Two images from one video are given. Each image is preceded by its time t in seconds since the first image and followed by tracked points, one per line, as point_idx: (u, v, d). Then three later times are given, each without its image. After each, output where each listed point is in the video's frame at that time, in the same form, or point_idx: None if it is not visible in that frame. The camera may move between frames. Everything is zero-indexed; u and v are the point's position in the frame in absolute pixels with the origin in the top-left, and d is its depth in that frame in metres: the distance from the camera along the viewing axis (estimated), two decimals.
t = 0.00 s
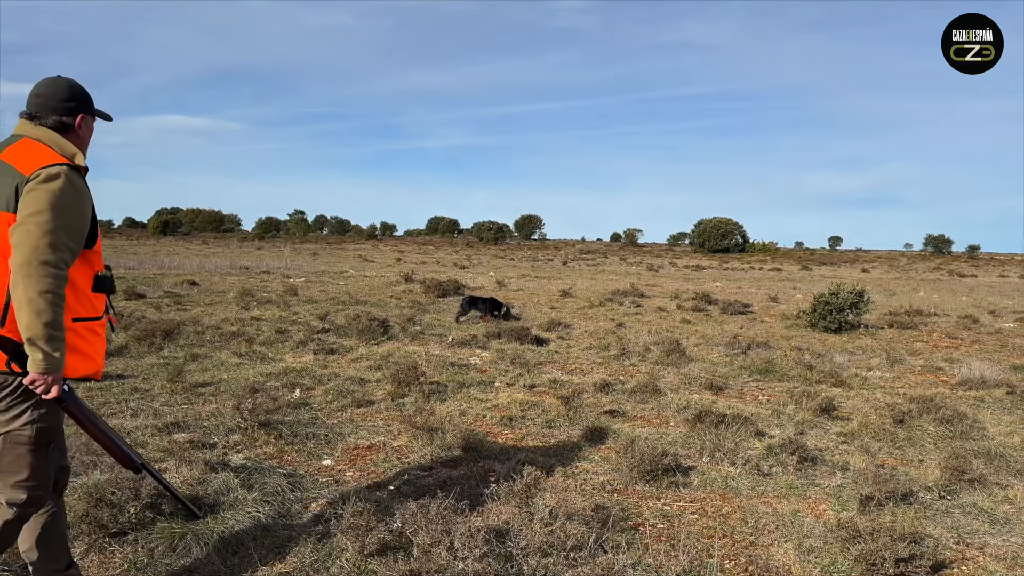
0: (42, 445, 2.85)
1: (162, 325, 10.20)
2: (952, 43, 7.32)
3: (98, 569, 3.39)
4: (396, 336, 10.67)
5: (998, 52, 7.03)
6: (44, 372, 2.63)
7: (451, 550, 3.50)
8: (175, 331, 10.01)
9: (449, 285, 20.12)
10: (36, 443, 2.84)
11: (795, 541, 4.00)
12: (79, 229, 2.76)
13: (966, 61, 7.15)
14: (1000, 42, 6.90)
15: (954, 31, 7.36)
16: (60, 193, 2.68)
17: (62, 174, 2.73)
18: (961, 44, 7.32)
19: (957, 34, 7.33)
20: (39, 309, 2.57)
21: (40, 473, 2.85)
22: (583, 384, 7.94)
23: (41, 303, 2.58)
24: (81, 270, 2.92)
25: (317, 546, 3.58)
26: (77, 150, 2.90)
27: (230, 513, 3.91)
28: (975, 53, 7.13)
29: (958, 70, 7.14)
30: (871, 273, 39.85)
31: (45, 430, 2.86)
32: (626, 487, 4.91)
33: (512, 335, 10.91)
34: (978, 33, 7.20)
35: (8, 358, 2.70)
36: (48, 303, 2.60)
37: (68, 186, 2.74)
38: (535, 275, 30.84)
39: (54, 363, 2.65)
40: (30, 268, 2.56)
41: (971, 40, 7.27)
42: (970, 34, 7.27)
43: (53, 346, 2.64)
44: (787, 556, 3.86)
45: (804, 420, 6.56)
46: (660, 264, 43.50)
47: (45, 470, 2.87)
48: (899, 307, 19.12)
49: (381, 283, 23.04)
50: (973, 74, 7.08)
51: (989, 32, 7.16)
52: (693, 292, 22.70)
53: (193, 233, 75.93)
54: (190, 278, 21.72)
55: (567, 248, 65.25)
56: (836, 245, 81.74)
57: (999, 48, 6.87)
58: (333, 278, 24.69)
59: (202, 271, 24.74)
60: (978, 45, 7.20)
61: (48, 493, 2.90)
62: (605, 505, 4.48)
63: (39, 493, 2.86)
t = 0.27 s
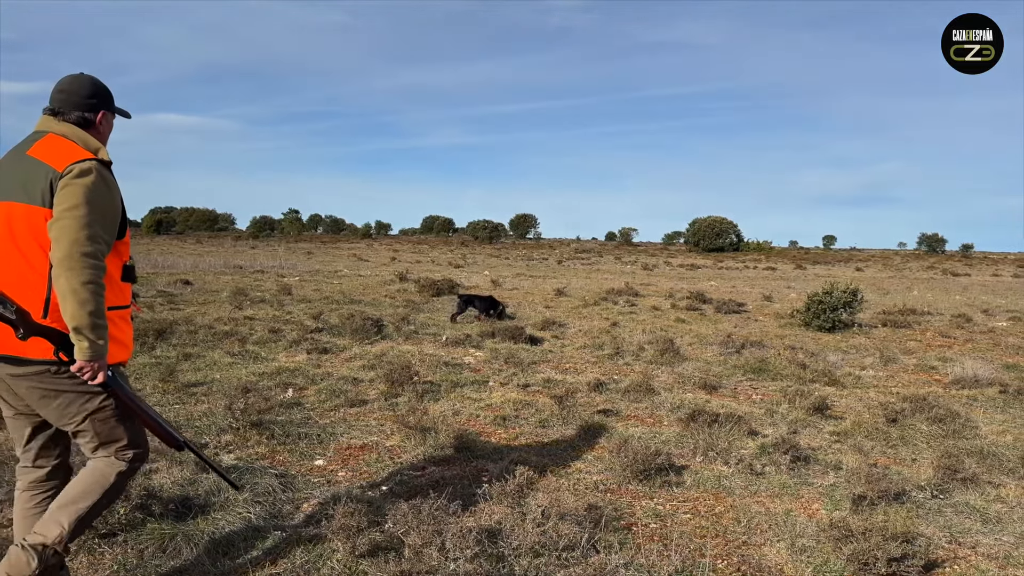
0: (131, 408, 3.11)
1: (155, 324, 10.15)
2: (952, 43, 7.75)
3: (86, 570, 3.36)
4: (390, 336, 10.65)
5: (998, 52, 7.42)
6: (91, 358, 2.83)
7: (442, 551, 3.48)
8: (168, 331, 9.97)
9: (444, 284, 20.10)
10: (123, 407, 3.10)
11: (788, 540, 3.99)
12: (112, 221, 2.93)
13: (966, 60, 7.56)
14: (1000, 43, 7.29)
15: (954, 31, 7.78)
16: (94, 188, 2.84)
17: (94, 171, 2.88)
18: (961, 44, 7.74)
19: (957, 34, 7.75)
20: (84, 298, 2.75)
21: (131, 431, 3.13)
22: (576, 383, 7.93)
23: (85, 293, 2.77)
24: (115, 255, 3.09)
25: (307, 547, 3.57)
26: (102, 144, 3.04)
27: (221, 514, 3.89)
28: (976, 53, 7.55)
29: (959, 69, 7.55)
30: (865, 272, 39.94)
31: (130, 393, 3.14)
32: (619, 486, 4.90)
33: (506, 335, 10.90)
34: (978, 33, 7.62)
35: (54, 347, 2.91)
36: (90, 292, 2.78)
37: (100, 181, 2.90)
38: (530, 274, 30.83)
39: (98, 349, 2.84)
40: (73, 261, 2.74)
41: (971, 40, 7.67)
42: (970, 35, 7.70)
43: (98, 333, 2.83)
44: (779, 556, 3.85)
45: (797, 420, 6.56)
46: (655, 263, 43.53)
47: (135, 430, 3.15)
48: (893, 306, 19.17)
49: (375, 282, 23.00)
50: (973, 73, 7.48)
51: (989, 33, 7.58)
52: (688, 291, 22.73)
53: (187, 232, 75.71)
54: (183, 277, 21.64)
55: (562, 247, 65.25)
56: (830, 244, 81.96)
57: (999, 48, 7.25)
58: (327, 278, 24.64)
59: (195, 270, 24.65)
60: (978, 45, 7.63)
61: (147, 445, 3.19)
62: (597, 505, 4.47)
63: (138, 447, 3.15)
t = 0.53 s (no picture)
0: (146, 397, 3.13)
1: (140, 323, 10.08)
2: (953, 43, 7.90)
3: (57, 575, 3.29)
4: (379, 335, 10.60)
5: (998, 52, 7.55)
6: (111, 356, 2.86)
7: (420, 554, 3.42)
8: (153, 331, 9.90)
9: (435, 283, 20.06)
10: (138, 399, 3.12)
11: (772, 541, 3.96)
12: (123, 220, 2.96)
13: (966, 60, 7.71)
14: (1000, 43, 7.44)
15: (954, 31, 7.91)
16: (106, 188, 2.86)
17: (105, 171, 2.91)
18: (961, 44, 7.89)
19: (958, 35, 7.89)
20: (103, 297, 2.79)
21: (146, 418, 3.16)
22: (564, 383, 7.89)
23: (104, 292, 2.80)
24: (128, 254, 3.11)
25: (283, 551, 3.52)
26: (108, 144, 3.07)
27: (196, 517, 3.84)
28: (976, 53, 7.69)
29: (961, 68, 7.67)
30: (857, 271, 40.05)
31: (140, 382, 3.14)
32: (603, 486, 4.86)
33: (495, 333, 10.86)
34: (978, 34, 7.76)
35: (77, 346, 2.88)
36: (109, 290, 2.81)
37: (110, 180, 2.92)
38: (522, 273, 30.81)
39: (116, 347, 2.87)
40: (92, 262, 2.77)
41: (971, 40, 7.82)
42: (970, 35, 7.84)
43: (116, 331, 2.86)
44: (763, 557, 3.82)
45: (785, 419, 6.54)
46: (647, 261, 43.56)
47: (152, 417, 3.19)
48: (883, 305, 19.23)
49: (366, 281, 22.95)
50: (973, 72, 7.60)
51: (989, 33, 7.72)
52: (680, 290, 22.74)
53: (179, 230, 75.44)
54: (173, 276, 21.54)
55: (555, 246, 65.25)
56: (823, 243, 82.30)
57: (999, 47, 7.39)
58: (319, 276, 24.57)
59: (186, 268, 24.54)
60: (978, 45, 7.75)
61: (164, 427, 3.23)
62: (581, 506, 4.44)
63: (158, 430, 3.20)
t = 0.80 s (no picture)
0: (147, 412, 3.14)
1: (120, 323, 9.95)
2: (953, 43, 7.97)
3: None
4: (363, 334, 10.49)
5: (998, 52, 7.61)
6: (128, 368, 2.87)
7: (385, 562, 3.33)
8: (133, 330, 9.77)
9: (424, 281, 19.95)
10: (139, 413, 3.12)
11: (750, 545, 3.88)
12: (141, 234, 2.99)
13: (966, 59, 7.79)
14: (1000, 43, 7.50)
15: (954, 31, 7.96)
16: (129, 203, 2.91)
17: (127, 185, 2.95)
18: (961, 44, 7.97)
19: (958, 35, 7.96)
20: (125, 309, 2.81)
21: (146, 432, 3.16)
22: (548, 382, 7.81)
23: (125, 304, 2.83)
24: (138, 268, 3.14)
25: (245, 558, 3.44)
26: (118, 156, 3.11)
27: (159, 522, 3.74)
28: (976, 53, 7.76)
29: (963, 68, 7.72)
30: (848, 269, 40.11)
31: (142, 397, 3.14)
32: (582, 489, 4.77)
33: (481, 332, 10.77)
34: (979, 34, 7.83)
35: (95, 359, 2.87)
36: (129, 303, 2.84)
37: (130, 195, 2.96)
38: (512, 271, 30.74)
39: (133, 360, 2.88)
40: (115, 274, 2.79)
41: (971, 41, 7.89)
42: (971, 36, 7.91)
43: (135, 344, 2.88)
44: (741, 561, 3.75)
45: (769, 418, 6.47)
46: (639, 259, 43.53)
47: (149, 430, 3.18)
48: (872, 303, 19.22)
49: (355, 279, 22.81)
50: (974, 72, 7.67)
51: (990, 33, 7.79)
52: (670, 288, 22.69)
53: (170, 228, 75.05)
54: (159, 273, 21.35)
55: (547, 244, 65.19)
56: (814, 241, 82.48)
57: (999, 47, 7.46)
58: (307, 274, 24.42)
59: (174, 266, 24.36)
60: (979, 45, 7.81)
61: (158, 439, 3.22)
62: (558, 509, 4.35)
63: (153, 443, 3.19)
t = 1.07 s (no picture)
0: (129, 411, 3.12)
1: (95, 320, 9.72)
2: (953, 43, 8.01)
3: None
4: (345, 331, 10.29)
5: (998, 51, 7.71)
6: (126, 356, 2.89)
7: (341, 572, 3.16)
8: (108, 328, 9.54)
9: (412, 277, 19.73)
10: (121, 409, 3.10)
11: (730, 550, 3.72)
12: (145, 219, 3.01)
13: (966, 60, 7.87)
14: (999, 43, 7.59)
15: (954, 30, 8.02)
16: (135, 189, 2.91)
17: (132, 171, 2.96)
18: (961, 44, 8.02)
19: (958, 34, 8.04)
20: (128, 296, 2.83)
21: (124, 430, 3.14)
22: (531, 380, 7.63)
23: (127, 291, 2.83)
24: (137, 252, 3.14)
25: (194, 569, 3.27)
26: (122, 140, 3.10)
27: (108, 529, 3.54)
28: (976, 53, 7.85)
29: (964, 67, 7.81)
30: (840, 265, 40.07)
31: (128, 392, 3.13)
32: (559, 491, 4.59)
33: (465, 329, 10.58)
34: (979, 34, 7.92)
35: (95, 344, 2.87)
36: (131, 290, 2.85)
37: (135, 180, 2.97)
38: (503, 268, 30.56)
39: (131, 346, 2.90)
40: (119, 261, 2.79)
41: (970, 41, 7.96)
42: (971, 35, 7.99)
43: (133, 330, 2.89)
44: (720, 568, 3.58)
45: (754, 417, 6.31)
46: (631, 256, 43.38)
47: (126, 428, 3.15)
48: (863, 299, 19.12)
49: (343, 276, 22.58)
50: (976, 72, 7.76)
51: (990, 33, 7.87)
52: (661, 285, 22.55)
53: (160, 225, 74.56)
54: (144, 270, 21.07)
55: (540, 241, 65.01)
56: (806, 238, 82.57)
57: (999, 49, 7.57)
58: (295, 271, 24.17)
59: (159, 263, 24.07)
60: (980, 45, 7.90)
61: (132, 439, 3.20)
62: (532, 512, 4.17)
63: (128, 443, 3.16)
